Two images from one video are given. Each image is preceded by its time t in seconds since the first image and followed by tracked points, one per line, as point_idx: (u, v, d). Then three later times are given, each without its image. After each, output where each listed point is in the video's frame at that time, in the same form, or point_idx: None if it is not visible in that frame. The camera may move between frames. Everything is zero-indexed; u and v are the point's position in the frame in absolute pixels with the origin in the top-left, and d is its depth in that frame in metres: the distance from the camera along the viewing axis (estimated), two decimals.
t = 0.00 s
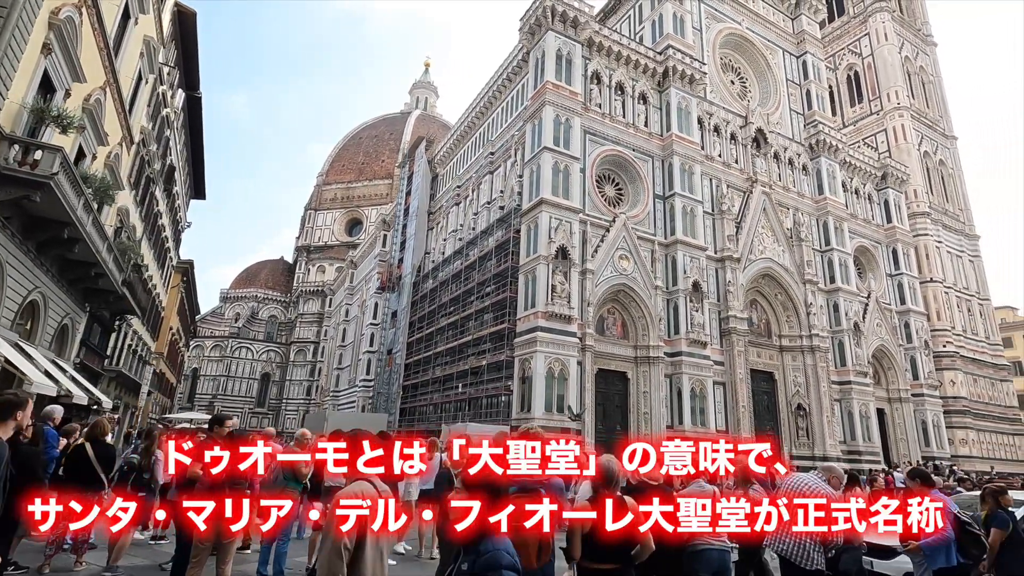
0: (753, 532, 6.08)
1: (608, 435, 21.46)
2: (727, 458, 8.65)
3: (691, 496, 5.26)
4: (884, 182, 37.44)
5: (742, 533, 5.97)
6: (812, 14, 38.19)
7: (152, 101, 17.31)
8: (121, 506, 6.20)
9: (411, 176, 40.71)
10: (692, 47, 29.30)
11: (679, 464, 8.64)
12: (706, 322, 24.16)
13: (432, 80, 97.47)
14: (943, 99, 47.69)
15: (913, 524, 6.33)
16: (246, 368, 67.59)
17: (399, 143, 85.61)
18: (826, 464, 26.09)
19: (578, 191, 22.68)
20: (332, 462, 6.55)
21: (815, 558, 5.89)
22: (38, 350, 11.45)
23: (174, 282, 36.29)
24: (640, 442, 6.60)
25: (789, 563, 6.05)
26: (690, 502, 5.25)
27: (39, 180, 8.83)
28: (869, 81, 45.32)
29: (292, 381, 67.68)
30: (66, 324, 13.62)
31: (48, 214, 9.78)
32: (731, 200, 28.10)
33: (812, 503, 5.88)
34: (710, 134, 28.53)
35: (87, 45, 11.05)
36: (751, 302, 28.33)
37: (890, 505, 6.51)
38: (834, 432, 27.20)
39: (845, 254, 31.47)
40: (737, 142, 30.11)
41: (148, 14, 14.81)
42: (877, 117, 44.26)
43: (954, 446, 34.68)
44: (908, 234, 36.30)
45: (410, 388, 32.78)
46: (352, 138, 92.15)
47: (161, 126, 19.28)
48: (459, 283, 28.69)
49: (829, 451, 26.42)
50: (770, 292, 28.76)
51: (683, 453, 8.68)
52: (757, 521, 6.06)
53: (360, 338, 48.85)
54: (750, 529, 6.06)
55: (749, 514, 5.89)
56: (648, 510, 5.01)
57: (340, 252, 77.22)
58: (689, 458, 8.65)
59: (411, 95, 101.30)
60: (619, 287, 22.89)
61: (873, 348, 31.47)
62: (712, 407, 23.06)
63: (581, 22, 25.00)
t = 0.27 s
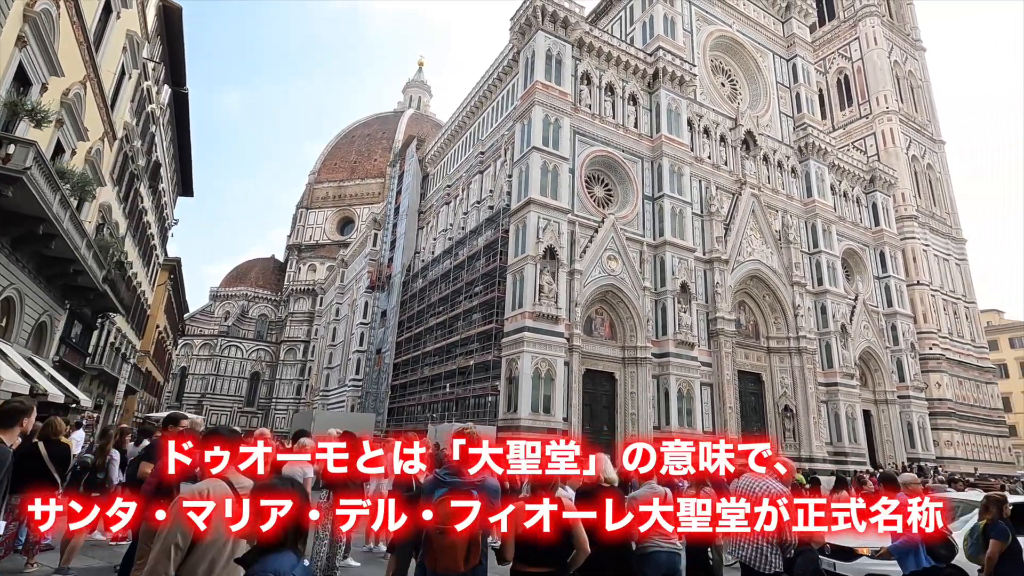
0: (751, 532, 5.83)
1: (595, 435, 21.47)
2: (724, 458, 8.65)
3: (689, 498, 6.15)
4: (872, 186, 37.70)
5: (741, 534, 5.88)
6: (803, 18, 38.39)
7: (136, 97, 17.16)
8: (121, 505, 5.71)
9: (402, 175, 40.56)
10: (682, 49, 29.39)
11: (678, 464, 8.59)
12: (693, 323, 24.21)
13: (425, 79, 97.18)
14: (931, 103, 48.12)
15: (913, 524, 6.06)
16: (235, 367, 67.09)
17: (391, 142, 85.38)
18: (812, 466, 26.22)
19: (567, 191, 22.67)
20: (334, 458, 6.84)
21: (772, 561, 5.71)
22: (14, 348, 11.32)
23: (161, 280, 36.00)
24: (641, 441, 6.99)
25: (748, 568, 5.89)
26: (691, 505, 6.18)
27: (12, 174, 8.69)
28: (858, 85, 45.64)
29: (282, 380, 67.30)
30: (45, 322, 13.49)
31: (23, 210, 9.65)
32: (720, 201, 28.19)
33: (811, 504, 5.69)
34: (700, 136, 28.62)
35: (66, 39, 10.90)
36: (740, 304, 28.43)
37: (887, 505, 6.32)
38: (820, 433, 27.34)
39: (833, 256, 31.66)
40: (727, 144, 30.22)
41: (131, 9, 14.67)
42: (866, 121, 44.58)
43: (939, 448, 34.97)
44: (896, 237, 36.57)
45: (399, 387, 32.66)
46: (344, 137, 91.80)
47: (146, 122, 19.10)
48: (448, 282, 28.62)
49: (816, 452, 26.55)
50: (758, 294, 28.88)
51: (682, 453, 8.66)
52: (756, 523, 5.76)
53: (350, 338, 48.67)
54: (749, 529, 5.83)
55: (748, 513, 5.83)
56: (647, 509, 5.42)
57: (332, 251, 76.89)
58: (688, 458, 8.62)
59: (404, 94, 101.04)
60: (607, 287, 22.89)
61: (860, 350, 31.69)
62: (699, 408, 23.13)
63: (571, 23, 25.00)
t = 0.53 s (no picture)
0: (751, 531, 6.14)
1: (583, 435, 21.48)
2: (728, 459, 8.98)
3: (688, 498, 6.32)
4: (862, 188, 37.93)
5: (742, 533, 6.11)
6: (795, 20, 38.57)
7: (123, 93, 17.05)
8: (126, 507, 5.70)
9: (395, 175, 40.49)
10: (674, 50, 29.47)
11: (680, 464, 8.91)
12: (683, 324, 24.28)
13: (420, 78, 97.02)
14: (921, 107, 48.47)
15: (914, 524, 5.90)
16: (227, 366, 66.72)
17: (385, 142, 85.18)
18: (801, 466, 26.33)
19: (557, 191, 22.70)
20: (333, 457, 7.00)
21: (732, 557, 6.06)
22: None
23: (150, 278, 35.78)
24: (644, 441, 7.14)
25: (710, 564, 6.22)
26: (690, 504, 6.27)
27: None
28: (850, 88, 45.91)
29: (273, 379, 67.00)
30: (27, 319, 13.41)
31: (2, 205, 9.56)
32: (710, 203, 28.28)
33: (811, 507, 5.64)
34: (691, 137, 28.70)
35: (48, 33, 10.82)
36: (730, 305, 28.52)
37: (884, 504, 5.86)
38: (808, 434, 27.47)
39: (823, 258, 31.82)
40: (718, 146, 30.33)
41: (116, 3, 14.58)
42: (857, 124, 44.85)
43: (927, 449, 35.21)
44: (885, 240, 36.81)
45: (389, 387, 32.58)
46: (338, 136, 91.52)
47: (133, 118, 18.98)
48: (439, 282, 28.58)
49: (804, 453, 26.65)
50: (748, 296, 28.99)
51: (683, 453, 8.95)
52: (758, 521, 6.05)
53: (341, 337, 48.53)
54: (751, 528, 6.12)
55: (748, 513, 6.04)
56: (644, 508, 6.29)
57: (325, 250, 76.64)
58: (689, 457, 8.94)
59: (399, 93, 100.84)
60: (597, 288, 22.92)
61: (849, 352, 31.87)
62: (688, 408, 23.20)
63: (563, 23, 25.02)
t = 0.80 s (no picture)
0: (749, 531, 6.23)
1: (573, 435, 21.49)
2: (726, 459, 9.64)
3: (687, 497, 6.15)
4: (853, 191, 38.14)
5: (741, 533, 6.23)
6: (787, 23, 38.70)
7: (110, 89, 16.92)
8: (121, 506, 6.08)
9: (387, 174, 40.37)
10: (666, 51, 29.53)
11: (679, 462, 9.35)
12: (673, 324, 24.33)
13: (415, 77, 96.79)
14: (912, 110, 48.79)
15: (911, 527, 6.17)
16: (218, 365, 66.36)
17: (379, 140, 84.97)
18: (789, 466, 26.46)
19: (548, 191, 22.69)
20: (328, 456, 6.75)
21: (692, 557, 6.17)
22: None
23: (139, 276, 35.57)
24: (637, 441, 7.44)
25: (667, 564, 6.32)
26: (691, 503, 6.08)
27: None
28: (841, 91, 46.14)
29: (265, 378, 66.71)
30: (9, 316, 13.29)
31: None
32: (701, 204, 28.37)
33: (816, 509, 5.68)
34: (682, 138, 28.77)
35: (29, 27, 10.70)
36: (720, 306, 28.61)
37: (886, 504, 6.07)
38: (797, 434, 27.61)
39: (813, 260, 31.99)
40: (709, 147, 30.43)
41: None
42: (848, 127, 45.10)
43: (915, 450, 35.46)
44: (875, 242, 37.02)
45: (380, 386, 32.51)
46: (332, 134, 91.21)
47: (120, 114, 18.83)
48: (430, 281, 28.53)
49: (792, 453, 26.78)
50: (739, 296, 29.10)
51: (682, 452, 9.27)
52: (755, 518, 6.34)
53: (333, 336, 48.34)
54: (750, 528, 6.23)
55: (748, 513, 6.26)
56: (648, 508, 6.36)
57: (317, 249, 76.37)
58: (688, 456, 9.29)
59: (393, 92, 100.62)
60: (587, 288, 22.94)
61: (839, 353, 32.06)
62: (677, 408, 23.26)
63: (555, 23, 25.03)
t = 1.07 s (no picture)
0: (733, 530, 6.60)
1: (561, 434, 21.48)
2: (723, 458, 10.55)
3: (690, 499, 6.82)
4: (843, 193, 38.32)
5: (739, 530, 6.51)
6: (779, 25, 38.82)
7: (94, 82, 16.76)
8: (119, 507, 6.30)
9: (379, 172, 40.24)
10: (658, 52, 29.58)
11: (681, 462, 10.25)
12: (662, 324, 24.37)
13: (409, 75, 96.54)
14: (903, 113, 49.07)
15: (914, 524, 6.52)
16: (208, 363, 65.89)
17: (373, 139, 84.69)
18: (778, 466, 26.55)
19: (538, 191, 22.66)
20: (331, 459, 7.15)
21: (649, 556, 6.32)
22: None
23: (127, 272, 35.29)
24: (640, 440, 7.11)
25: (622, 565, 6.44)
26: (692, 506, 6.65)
27: None
28: (833, 93, 46.33)
29: (256, 376, 66.36)
30: None
31: None
32: (692, 204, 28.42)
33: (814, 503, 5.94)
34: (674, 139, 28.83)
35: (9, 19, 10.58)
36: (710, 306, 28.68)
37: (885, 502, 6.37)
38: (786, 435, 27.71)
39: (803, 261, 32.14)
40: (701, 147, 30.49)
41: None
42: (840, 129, 45.28)
43: (903, 451, 35.67)
44: (865, 244, 37.22)
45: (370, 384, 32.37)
46: (325, 132, 90.81)
47: (105, 108, 18.64)
48: (421, 280, 28.43)
49: (781, 453, 26.88)
50: (728, 297, 29.18)
51: (683, 453, 10.26)
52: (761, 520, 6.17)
53: (324, 334, 48.12)
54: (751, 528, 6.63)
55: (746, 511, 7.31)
56: (648, 508, 6.33)
57: (309, 246, 76.03)
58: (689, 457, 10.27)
59: (388, 91, 100.30)
60: (577, 287, 22.94)
61: (828, 354, 32.22)
62: (666, 408, 23.29)
63: (546, 22, 25.00)
